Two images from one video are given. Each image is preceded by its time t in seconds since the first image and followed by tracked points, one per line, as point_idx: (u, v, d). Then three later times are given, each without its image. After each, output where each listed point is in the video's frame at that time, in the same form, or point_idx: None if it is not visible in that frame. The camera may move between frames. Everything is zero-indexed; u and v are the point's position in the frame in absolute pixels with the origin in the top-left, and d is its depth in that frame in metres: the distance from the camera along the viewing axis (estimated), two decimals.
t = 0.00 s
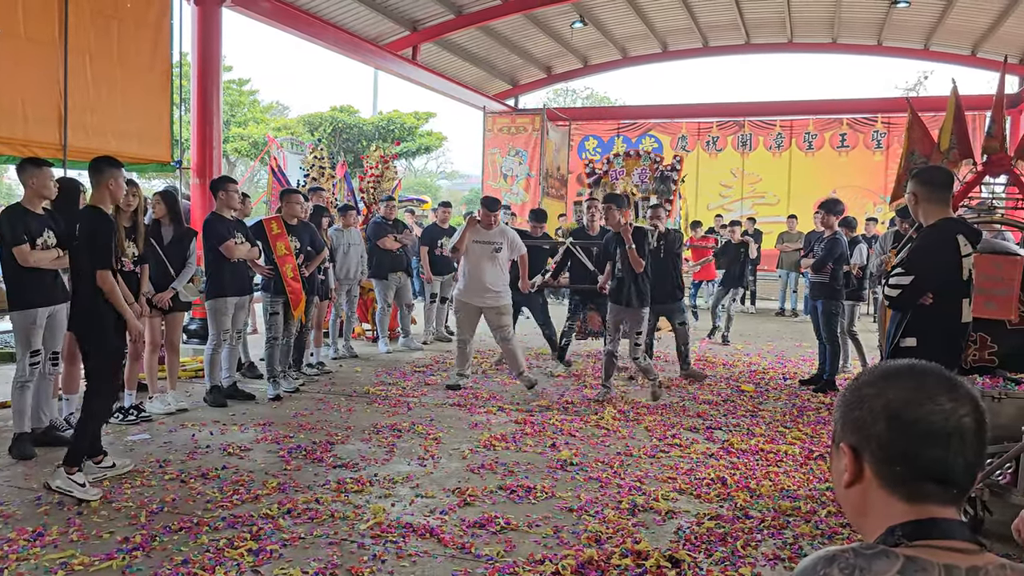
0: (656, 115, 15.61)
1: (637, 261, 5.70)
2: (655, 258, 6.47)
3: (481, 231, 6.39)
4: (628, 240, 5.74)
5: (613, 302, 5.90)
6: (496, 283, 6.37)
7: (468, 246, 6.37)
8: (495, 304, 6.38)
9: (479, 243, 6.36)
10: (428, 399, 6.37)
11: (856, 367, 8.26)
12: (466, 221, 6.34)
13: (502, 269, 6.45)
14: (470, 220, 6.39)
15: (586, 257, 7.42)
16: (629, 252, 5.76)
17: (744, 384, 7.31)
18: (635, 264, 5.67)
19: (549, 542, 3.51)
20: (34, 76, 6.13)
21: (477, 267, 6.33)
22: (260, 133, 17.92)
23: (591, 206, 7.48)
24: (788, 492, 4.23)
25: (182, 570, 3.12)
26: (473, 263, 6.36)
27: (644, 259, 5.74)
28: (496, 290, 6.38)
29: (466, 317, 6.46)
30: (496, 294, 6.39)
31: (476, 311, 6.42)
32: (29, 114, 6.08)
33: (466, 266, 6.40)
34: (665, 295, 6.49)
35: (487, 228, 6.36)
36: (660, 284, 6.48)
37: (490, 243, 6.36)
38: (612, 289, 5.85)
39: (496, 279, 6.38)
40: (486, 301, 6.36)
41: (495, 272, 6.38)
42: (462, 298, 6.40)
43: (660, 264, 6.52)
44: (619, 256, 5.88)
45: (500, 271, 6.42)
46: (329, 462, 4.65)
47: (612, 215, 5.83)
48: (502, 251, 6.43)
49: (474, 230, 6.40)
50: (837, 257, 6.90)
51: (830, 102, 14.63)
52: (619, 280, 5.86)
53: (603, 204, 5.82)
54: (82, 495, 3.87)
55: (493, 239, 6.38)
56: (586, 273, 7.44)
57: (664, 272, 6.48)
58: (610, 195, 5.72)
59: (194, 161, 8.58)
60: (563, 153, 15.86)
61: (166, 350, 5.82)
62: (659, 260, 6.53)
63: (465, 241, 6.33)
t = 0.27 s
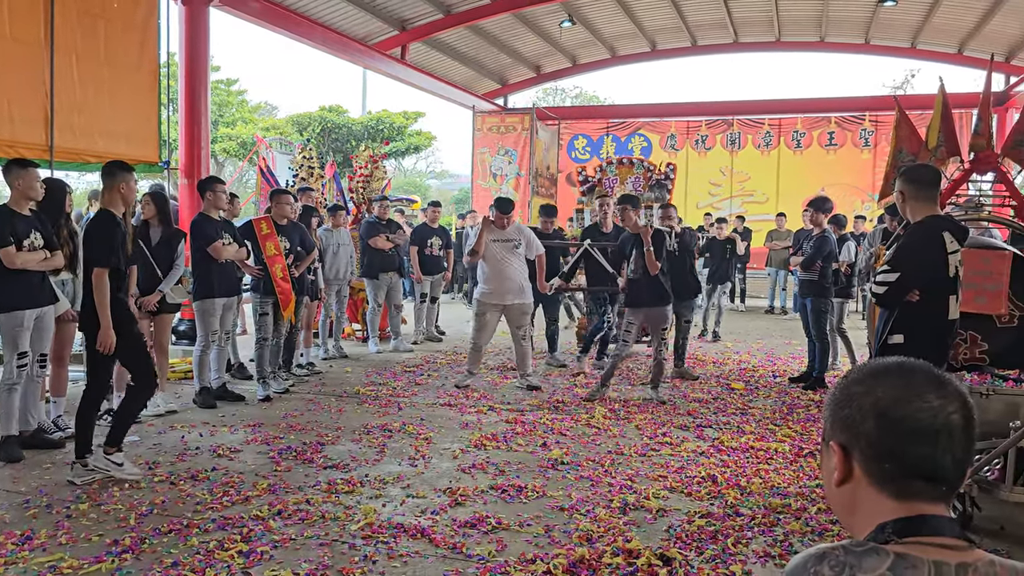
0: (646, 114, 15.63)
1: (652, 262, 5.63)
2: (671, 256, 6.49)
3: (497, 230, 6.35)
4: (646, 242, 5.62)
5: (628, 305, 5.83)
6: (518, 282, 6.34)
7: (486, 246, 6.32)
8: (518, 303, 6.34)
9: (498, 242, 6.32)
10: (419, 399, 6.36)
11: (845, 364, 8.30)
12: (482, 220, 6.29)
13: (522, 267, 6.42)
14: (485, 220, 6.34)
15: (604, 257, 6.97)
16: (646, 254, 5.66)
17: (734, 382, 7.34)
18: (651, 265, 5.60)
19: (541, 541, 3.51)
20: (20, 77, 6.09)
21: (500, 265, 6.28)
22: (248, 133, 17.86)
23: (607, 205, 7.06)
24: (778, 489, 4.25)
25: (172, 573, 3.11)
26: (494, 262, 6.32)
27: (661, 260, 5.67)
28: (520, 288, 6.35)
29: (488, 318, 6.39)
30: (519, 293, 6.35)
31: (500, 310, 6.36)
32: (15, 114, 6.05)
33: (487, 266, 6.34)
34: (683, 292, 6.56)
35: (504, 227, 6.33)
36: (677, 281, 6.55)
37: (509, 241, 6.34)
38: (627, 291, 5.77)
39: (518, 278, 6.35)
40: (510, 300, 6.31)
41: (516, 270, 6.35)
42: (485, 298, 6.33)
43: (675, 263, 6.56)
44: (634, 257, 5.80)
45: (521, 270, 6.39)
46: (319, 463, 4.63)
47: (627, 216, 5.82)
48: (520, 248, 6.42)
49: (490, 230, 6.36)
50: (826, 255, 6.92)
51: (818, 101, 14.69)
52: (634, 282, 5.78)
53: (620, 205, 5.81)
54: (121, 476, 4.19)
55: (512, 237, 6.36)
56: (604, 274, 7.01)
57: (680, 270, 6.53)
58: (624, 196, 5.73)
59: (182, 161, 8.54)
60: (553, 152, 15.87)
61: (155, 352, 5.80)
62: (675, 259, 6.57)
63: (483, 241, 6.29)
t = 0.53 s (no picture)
0: (632, 112, 15.66)
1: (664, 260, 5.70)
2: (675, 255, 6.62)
3: (497, 231, 6.27)
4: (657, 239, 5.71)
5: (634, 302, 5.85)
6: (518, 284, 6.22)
7: (488, 246, 6.21)
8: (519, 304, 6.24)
9: (499, 242, 6.23)
10: (406, 398, 6.35)
11: (831, 360, 8.34)
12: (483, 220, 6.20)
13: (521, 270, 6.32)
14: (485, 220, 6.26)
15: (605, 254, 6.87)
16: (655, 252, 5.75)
17: (721, 378, 7.37)
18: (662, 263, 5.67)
19: (529, 539, 3.51)
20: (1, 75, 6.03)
21: (502, 266, 6.16)
22: (233, 131, 17.77)
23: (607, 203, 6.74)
24: (765, 485, 4.26)
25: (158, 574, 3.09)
26: (495, 263, 6.19)
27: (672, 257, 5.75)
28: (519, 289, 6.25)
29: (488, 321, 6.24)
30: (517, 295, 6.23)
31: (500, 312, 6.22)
32: None
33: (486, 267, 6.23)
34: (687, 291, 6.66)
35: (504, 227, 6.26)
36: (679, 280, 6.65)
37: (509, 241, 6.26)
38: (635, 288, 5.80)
39: (518, 279, 6.24)
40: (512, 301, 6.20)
41: (517, 271, 6.24)
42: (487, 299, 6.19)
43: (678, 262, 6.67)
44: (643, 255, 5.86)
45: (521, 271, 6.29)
46: (306, 463, 4.62)
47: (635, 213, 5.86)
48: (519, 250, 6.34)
49: (490, 230, 6.27)
50: (811, 251, 6.94)
51: (803, 98, 14.76)
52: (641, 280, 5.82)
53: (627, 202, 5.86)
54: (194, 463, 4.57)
55: (512, 237, 6.28)
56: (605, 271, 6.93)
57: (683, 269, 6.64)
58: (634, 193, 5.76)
59: (165, 160, 8.49)
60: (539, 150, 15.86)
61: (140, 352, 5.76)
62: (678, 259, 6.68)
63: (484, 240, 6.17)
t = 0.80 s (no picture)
0: (624, 108, 15.66)
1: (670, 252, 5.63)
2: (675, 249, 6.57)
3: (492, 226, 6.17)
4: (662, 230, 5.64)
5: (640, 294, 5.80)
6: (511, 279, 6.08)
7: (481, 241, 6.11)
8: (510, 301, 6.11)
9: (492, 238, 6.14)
10: (400, 396, 6.34)
11: (823, 356, 8.37)
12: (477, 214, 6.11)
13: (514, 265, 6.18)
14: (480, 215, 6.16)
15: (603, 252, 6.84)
16: (661, 242, 5.70)
17: (713, 374, 7.38)
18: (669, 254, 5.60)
19: (522, 536, 3.51)
20: None
21: (492, 261, 6.07)
22: (224, 128, 17.70)
23: (607, 200, 6.79)
24: (758, 480, 4.27)
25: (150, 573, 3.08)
26: (485, 259, 6.11)
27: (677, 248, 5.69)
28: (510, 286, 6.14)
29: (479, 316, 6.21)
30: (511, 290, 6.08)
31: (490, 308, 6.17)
32: None
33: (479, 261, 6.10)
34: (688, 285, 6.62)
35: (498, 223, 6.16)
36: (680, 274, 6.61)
37: (503, 237, 6.16)
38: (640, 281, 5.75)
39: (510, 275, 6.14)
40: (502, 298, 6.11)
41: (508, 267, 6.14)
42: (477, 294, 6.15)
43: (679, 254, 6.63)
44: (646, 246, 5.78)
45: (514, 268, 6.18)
46: (299, 461, 4.61)
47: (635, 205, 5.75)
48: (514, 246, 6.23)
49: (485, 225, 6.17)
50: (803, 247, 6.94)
51: (794, 94, 14.80)
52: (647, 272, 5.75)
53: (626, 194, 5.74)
54: (190, 461, 4.58)
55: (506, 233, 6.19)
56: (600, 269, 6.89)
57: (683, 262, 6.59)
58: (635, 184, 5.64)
59: (156, 157, 8.46)
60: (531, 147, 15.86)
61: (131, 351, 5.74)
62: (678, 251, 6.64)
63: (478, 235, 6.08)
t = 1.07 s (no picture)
0: (623, 104, 15.65)
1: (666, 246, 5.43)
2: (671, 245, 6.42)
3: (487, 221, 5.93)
4: (659, 223, 5.45)
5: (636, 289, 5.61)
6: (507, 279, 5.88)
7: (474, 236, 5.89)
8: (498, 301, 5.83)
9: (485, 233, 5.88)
10: (399, 392, 6.34)
11: (821, 352, 8.37)
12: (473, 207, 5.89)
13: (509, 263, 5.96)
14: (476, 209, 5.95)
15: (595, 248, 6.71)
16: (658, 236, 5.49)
17: (712, 370, 7.38)
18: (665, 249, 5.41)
19: (522, 531, 3.51)
20: None
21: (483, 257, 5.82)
22: (222, 124, 17.68)
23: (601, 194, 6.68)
24: (757, 476, 4.28)
25: (149, 569, 3.08)
26: (476, 255, 5.86)
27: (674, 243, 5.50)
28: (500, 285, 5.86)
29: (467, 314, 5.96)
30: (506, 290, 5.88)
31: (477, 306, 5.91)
32: None
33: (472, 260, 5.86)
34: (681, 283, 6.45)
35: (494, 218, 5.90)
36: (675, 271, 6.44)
37: (496, 233, 5.89)
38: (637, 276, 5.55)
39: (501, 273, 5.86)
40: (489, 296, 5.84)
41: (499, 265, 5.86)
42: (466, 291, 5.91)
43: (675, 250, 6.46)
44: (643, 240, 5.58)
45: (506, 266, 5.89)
46: (298, 457, 4.61)
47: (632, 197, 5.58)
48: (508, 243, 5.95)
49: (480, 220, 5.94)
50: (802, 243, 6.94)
51: (793, 90, 14.80)
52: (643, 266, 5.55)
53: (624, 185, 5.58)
54: (189, 457, 4.57)
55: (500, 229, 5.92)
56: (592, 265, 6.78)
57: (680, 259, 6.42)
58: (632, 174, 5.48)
59: (154, 153, 8.44)
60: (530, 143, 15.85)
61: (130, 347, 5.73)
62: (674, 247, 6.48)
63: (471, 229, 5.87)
